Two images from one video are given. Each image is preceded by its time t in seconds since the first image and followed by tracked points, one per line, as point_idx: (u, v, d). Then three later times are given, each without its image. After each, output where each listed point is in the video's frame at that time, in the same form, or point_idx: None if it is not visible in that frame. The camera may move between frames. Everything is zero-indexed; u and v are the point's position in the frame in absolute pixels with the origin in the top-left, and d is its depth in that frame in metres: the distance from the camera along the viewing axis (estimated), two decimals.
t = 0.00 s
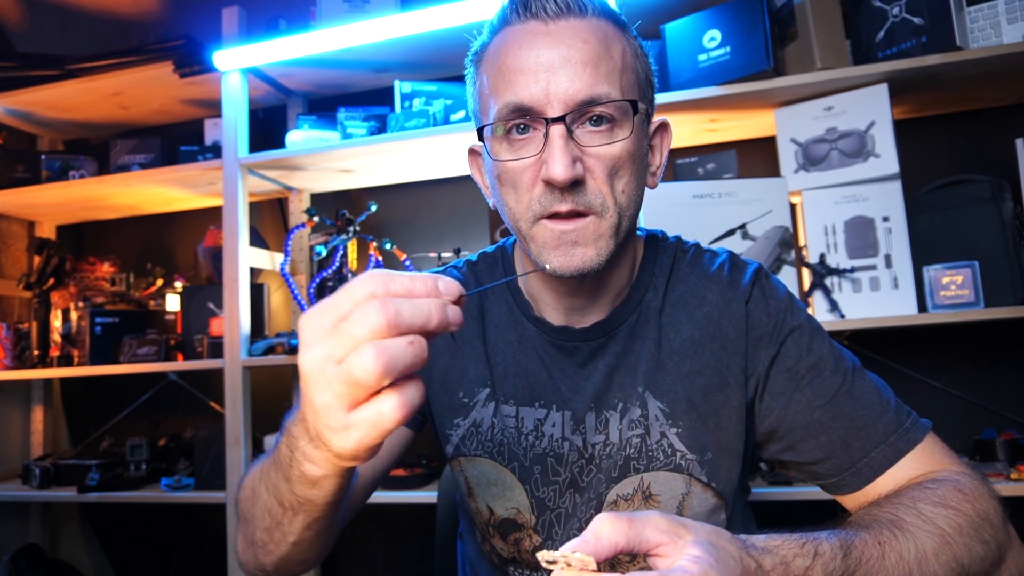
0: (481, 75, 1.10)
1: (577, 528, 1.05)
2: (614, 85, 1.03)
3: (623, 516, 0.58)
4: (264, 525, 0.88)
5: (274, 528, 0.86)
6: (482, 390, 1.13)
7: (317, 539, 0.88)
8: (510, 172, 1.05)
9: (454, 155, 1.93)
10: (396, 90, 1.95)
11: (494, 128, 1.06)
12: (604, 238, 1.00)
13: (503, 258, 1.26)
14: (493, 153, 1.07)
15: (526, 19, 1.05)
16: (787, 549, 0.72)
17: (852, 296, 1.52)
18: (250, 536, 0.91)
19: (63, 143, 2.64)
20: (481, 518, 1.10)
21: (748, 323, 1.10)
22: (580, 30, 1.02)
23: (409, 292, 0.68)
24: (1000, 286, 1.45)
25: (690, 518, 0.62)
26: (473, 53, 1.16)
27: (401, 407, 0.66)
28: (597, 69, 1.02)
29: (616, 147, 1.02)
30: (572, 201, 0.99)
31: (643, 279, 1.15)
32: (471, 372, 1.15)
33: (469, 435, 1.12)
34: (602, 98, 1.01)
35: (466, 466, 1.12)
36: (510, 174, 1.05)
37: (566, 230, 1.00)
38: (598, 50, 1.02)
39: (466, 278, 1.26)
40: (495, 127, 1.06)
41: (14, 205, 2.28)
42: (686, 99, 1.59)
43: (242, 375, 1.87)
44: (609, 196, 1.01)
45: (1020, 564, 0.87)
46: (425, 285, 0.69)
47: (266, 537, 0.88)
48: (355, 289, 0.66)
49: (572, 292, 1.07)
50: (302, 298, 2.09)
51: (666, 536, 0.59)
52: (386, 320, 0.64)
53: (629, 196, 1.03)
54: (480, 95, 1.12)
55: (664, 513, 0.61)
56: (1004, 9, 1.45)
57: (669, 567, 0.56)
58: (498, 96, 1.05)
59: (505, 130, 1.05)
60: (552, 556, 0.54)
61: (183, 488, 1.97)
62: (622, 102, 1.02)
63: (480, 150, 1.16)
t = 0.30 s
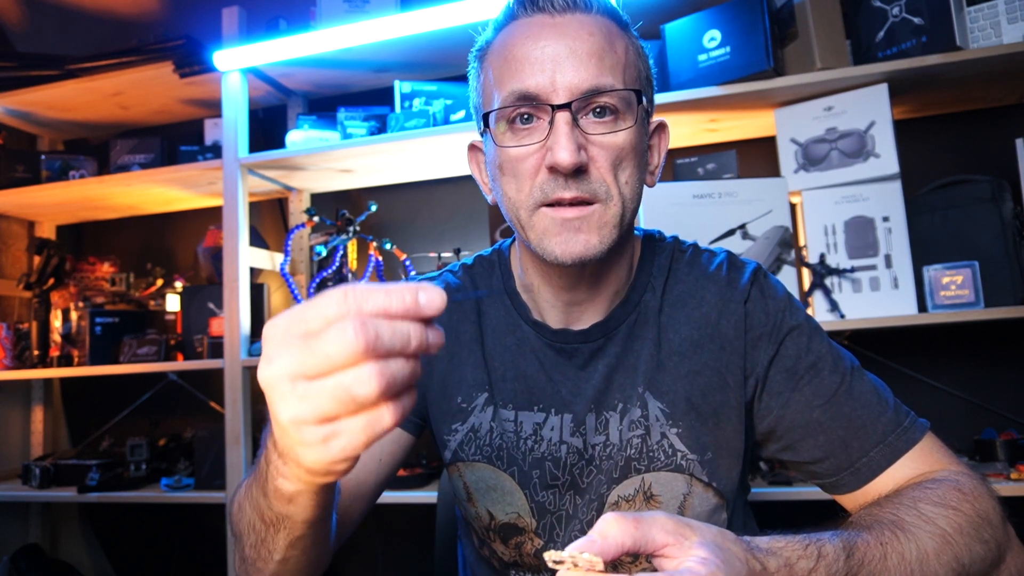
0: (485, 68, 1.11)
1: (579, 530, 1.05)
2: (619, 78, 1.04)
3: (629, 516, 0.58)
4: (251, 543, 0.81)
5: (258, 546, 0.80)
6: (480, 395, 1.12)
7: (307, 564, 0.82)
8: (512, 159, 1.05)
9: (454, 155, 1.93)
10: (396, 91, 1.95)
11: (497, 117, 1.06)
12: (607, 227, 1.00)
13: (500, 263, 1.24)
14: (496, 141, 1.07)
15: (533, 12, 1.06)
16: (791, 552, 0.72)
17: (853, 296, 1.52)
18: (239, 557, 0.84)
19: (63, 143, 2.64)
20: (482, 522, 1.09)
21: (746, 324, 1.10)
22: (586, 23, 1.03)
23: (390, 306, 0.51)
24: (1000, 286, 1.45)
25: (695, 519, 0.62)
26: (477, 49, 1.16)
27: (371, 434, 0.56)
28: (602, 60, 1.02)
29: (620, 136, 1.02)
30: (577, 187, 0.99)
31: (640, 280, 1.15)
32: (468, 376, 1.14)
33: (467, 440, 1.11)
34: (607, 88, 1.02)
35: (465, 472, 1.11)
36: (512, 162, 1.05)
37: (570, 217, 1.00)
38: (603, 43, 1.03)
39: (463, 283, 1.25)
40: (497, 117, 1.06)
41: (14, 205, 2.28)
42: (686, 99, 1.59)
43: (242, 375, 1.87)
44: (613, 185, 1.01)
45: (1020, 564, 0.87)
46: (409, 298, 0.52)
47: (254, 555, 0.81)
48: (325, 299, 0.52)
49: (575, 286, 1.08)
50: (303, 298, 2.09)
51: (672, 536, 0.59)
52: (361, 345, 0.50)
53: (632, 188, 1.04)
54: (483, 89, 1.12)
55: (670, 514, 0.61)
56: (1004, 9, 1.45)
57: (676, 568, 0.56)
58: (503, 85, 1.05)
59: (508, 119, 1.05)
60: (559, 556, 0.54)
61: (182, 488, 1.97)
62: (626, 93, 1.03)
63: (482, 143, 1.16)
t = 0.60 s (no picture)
0: (488, 65, 1.11)
1: (576, 532, 1.05)
2: (616, 78, 1.04)
3: (625, 524, 0.58)
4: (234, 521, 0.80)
5: (240, 512, 0.79)
6: (476, 398, 1.12)
7: (289, 531, 0.78)
8: (505, 154, 1.04)
9: (453, 155, 1.93)
10: (396, 90, 1.95)
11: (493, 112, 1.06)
12: (594, 228, 1.00)
13: (496, 265, 1.25)
14: (491, 136, 1.06)
15: (536, 10, 1.07)
16: (789, 556, 0.72)
17: (852, 296, 1.52)
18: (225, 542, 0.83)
19: (63, 143, 2.64)
20: (478, 526, 1.09)
21: (743, 324, 1.10)
22: (587, 23, 1.03)
23: (386, 229, 0.60)
24: (999, 286, 1.45)
25: (693, 527, 0.62)
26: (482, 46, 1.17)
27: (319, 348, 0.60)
28: (599, 60, 1.02)
29: (611, 138, 1.02)
30: (564, 187, 1.00)
31: (637, 280, 1.15)
32: (464, 380, 1.13)
33: (463, 443, 1.10)
34: (601, 89, 1.02)
35: (461, 475, 1.11)
36: (504, 157, 1.05)
37: (556, 218, 1.00)
38: (602, 44, 1.03)
39: (459, 285, 1.25)
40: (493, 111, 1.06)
41: (14, 205, 2.28)
42: (686, 99, 1.59)
43: (242, 375, 1.87)
44: (601, 188, 1.01)
45: (1019, 564, 0.87)
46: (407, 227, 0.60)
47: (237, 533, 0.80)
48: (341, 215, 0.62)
49: (565, 289, 1.09)
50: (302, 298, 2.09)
51: (669, 544, 0.59)
52: (346, 253, 0.58)
53: (621, 191, 1.04)
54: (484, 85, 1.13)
55: (667, 521, 0.61)
56: (1004, 8, 1.45)
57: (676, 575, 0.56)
58: (500, 80, 1.05)
59: (502, 113, 1.05)
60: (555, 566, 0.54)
61: (182, 488, 1.97)
62: (620, 94, 1.03)
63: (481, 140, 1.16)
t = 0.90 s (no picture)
0: (494, 63, 1.11)
1: (575, 532, 1.05)
2: (626, 84, 1.04)
3: (626, 522, 0.58)
4: (241, 538, 0.79)
5: (251, 535, 0.78)
6: (475, 399, 1.12)
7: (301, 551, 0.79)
8: (512, 157, 1.04)
9: (454, 155, 1.93)
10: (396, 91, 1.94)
11: (500, 113, 1.06)
12: (601, 233, 1.00)
13: (496, 265, 1.24)
14: (497, 137, 1.06)
15: (546, 10, 1.07)
16: (790, 555, 0.72)
17: (852, 296, 1.52)
18: (231, 552, 0.83)
19: (63, 143, 2.64)
20: (477, 526, 1.09)
21: (742, 325, 1.10)
22: (597, 26, 1.04)
23: (363, 266, 0.48)
24: (1000, 286, 1.45)
25: (694, 525, 0.62)
26: (486, 44, 1.17)
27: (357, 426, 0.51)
28: (610, 65, 1.03)
29: (621, 144, 1.02)
30: (574, 192, 0.99)
31: (637, 281, 1.15)
32: (463, 381, 1.13)
33: (462, 444, 1.10)
34: (613, 94, 1.03)
35: (460, 475, 1.11)
36: (511, 161, 1.05)
37: (564, 220, 0.99)
38: (613, 48, 1.04)
39: (458, 286, 1.24)
40: (501, 113, 1.06)
41: (14, 205, 2.28)
42: (686, 99, 1.59)
43: (242, 375, 1.87)
44: (610, 194, 1.01)
45: (1019, 564, 0.87)
46: (381, 256, 0.49)
47: (246, 549, 0.79)
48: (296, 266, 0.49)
49: (568, 293, 1.09)
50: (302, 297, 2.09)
51: (669, 542, 0.59)
52: (334, 320, 0.47)
53: (628, 196, 1.03)
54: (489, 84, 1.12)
55: (667, 520, 0.61)
56: (1004, 9, 1.45)
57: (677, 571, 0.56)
58: (508, 81, 1.05)
59: (511, 116, 1.05)
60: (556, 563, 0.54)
61: (183, 488, 1.97)
62: (631, 100, 1.04)
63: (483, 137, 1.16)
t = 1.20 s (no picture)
0: (498, 66, 1.10)
1: (575, 533, 1.05)
2: (634, 91, 1.04)
3: (635, 511, 0.58)
4: (244, 546, 0.79)
5: (252, 546, 0.78)
6: (475, 399, 1.12)
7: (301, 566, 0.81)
8: (518, 165, 1.04)
9: (453, 155, 1.93)
10: (396, 91, 1.94)
11: (506, 121, 1.06)
12: (607, 243, 1.01)
13: (496, 265, 1.24)
14: (502, 143, 1.06)
15: (552, 13, 1.05)
16: (794, 550, 0.71)
17: (852, 296, 1.52)
18: (232, 558, 0.82)
19: (63, 143, 2.64)
20: (476, 526, 1.09)
21: (742, 326, 1.10)
22: (605, 33, 1.03)
23: (348, 321, 0.51)
24: (1000, 287, 1.45)
25: (702, 516, 0.62)
26: (488, 43, 1.16)
27: (344, 481, 0.54)
28: (619, 73, 1.02)
29: (628, 153, 1.03)
30: (580, 203, 0.99)
31: (637, 282, 1.15)
32: (463, 381, 1.13)
33: (462, 444, 1.10)
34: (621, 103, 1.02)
35: (459, 476, 1.11)
36: (517, 168, 1.05)
37: (568, 231, 1.00)
38: (622, 54, 1.03)
39: (457, 286, 1.24)
40: (506, 119, 1.06)
41: (14, 205, 2.28)
42: (686, 99, 1.59)
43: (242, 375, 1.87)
44: (616, 203, 1.01)
45: (1019, 564, 0.87)
46: (366, 310, 0.51)
47: (248, 557, 0.79)
48: (281, 318, 0.52)
49: (571, 296, 1.08)
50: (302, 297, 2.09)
51: (677, 532, 0.59)
52: (314, 385, 0.50)
53: (634, 204, 1.04)
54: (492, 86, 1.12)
55: (676, 510, 0.61)
56: (1004, 9, 1.45)
57: (684, 560, 0.56)
58: (514, 87, 1.04)
59: (516, 123, 1.05)
60: (566, 546, 0.54)
61: (183, 488, 1.97)
62: (639, 109, 1.04)
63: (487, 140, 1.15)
